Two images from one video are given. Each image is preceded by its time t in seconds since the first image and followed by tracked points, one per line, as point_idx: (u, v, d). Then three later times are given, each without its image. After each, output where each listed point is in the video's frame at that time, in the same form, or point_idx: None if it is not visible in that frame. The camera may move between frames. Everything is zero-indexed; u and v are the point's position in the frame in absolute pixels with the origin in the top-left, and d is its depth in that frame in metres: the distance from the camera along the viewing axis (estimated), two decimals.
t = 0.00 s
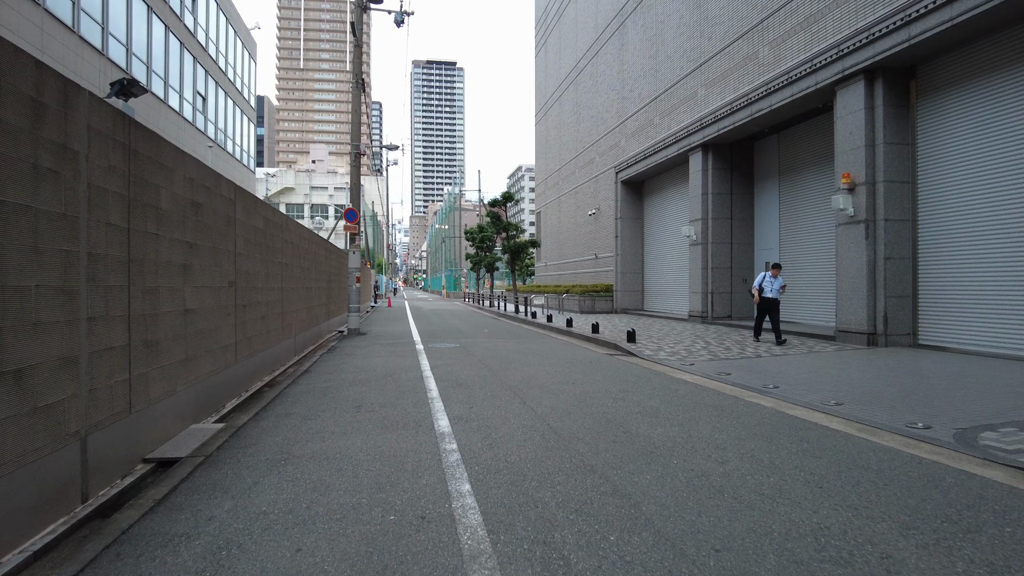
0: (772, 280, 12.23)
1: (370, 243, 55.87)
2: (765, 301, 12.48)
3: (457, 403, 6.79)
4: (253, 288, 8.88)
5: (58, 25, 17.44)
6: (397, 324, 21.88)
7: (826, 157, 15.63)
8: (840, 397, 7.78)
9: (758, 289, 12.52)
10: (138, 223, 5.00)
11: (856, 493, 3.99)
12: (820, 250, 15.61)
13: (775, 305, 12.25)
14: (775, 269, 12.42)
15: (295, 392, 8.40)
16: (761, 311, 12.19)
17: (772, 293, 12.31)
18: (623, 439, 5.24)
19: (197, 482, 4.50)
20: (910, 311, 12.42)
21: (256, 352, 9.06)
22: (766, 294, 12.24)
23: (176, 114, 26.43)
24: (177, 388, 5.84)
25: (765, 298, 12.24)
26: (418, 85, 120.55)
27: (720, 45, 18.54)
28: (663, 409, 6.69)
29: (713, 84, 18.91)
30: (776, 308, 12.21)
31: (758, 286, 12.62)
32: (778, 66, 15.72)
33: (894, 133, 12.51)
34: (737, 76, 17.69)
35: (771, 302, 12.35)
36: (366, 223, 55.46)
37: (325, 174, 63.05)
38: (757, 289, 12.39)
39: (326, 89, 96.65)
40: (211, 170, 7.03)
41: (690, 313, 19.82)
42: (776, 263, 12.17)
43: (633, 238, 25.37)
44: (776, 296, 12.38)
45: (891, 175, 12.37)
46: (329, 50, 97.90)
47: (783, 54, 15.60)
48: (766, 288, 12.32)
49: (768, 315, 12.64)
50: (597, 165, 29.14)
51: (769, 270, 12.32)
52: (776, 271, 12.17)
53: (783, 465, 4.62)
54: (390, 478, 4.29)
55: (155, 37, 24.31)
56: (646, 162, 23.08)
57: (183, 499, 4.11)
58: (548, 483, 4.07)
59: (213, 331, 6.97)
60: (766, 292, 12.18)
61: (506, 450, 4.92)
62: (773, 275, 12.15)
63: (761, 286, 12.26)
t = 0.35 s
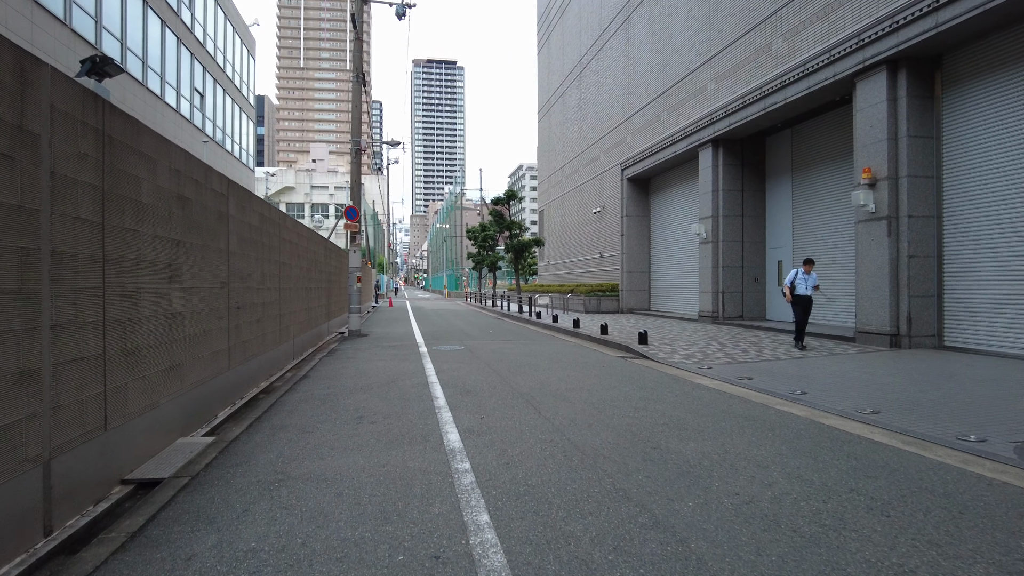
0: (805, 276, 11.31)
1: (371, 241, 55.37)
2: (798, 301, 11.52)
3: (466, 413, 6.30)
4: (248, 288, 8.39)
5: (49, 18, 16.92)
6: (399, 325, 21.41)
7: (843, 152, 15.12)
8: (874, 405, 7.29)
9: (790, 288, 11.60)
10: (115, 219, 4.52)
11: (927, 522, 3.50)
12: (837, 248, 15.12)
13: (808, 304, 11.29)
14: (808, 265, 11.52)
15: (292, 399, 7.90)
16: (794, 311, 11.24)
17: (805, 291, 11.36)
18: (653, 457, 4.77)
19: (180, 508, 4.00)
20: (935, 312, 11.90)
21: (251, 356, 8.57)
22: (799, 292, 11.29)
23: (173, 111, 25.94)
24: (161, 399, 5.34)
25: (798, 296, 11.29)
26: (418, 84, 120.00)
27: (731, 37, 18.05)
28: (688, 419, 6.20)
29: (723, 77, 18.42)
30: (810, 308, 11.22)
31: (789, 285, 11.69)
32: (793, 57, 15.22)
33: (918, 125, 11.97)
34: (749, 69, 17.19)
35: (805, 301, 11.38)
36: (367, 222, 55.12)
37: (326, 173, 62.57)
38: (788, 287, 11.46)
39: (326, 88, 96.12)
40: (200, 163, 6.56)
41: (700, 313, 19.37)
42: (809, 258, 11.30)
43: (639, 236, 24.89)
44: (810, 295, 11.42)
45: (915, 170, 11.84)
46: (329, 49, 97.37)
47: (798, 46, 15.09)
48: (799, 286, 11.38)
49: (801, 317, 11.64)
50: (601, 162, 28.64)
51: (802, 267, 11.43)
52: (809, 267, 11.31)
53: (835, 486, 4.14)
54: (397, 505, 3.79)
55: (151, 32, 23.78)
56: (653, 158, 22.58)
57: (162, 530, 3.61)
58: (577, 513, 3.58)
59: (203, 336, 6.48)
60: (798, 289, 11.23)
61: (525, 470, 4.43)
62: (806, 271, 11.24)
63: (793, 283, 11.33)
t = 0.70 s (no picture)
0: (843, 281, 10.63)
1: (372, 241, 54.86)
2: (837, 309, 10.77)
3: (479, 428, 5.79)
4: (242, 289, 7.90)
5: (41, 10, 16.35)
6: (401, 327, 20.89)
7: (863, 149, 14.61)
8: (916, 417, 6.78)
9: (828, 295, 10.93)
10: (88, 212, 4.00)
11: None
12: (857, 249, 14.61)
13: (848, 311, 10.60)
14: (846, 270, 10.84)
15: (289, 409, 7.38)
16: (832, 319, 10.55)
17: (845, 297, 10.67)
18: (691, 483, 4.26)
19: (156, 546, 3.47)
20: (963, 316, 11.37)
21: (246, 362, 8.07)
22: (837, 298, 10.61)
23: (171, 108, 25.47)
24: (144, 414, 4.83)
25: (837, 303, 10.60)
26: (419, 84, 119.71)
27: (744, 32, 17.53)
28: (721, 436, 5.69)
29: (735, 73, 17.91)
30: (850, 315, 10.52)
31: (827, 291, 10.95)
32: (810, 51, 14.69)
33: (946, 121, 11.44)
34: (763, 64, 16.68)
35: (844, 308, 10.69)
36: (368, 222, 54.63)
37: (327, 173, 62.11)
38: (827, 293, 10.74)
39: (327, 88, 95.69)
40: (190, 155, 6.07)
41: (711, 316, 18.88)
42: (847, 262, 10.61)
43: (646, 236, 24.38)
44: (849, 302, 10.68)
45: (943, 167, 11.31)
46: (331, 49, 96.93)
47: (815, 39, 14.57)
48: (837, 292, 10.70)
49: (841, 325, 10.93)
50: (607, 161, 28.14)
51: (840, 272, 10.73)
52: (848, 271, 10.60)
53: (906, 520, 3.63)
54: (405, 546, 3.27)
55: (148, 26, 23.18)
56: (661, 157, 22.07)
57: None
58: (618, 558, 3.08)
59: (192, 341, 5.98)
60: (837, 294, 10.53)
61: (550, 499, 3.92)
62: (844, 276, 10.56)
63: (831, 289, 10.65)
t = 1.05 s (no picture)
0: (886, 281, 9.71)
1: (372, 241, 54.30)
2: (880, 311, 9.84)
3: (484, 439, 5.27)
4: (230, 288, 7.39)
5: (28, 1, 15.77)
6: (401, 327, 20.36)
7: (879, 142, 14.11)
8: (958, 426, 6.27)
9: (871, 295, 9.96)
10: (39, 196, 3.47)
11: None
12: (875, 246, 14.11)
13: (891, 314, 9.69)
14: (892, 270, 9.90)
15: (279, 416, 6.85)
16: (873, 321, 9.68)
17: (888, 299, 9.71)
18: (730, 508, 3.75)
19: None
20: (990, 315, 10.85)
21: (234, 367, 7.55)
22: (879, 299, 9.71)
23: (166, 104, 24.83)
24: (114, 426, 4.31)
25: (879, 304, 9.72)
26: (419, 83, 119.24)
27: (754, 23, 17.02)
28: (751, 450, 5.17)
29: (745, 66, 17.39)
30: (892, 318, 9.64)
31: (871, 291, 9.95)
32: (824, 41, 14.17)
33: (972, 111, 10.90)
34: (773, 56, 16.16)
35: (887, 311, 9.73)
36: (368, 222, 54.10)
37: (326, 172, 61.59)
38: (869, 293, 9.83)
39: (327, 88, 95.20)
40: (169, 139, 5.56)
41: (720, 316, 18.38)
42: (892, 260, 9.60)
43: (651, 234, 23.86)
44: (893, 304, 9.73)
45: (969, 159, 10.78)
46: (330, 48, 96.42)
47: (830, 29, 14.06)
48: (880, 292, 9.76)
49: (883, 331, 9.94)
50: (610, 159, 27.62)
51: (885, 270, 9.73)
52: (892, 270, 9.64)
53: (989, 554, 3.11)
54: None
55: (141, 20, 22.60)
56: (667, 153, 21.56)
57: None
58: None
59: (171, 343, 5.45)
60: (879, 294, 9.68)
61: (573, 529, 3.39)
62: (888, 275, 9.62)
63: (872, 289, 9.78)
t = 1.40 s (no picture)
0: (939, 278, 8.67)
1: (372, 241, 53.72)
2: (932, 313, 8.75)
3: (498, 457, 4.77)
4: (220, 288, 6.90)
5: None
6: (402, 328, 19.84)
7: (899, 136, 13.61)
8: (1010, 438, 5.76)
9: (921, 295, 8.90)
10: None
11: None
12: (896, 244, 13.61)
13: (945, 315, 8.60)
14: (946, 266, 8.82)
15: (273, 427, 6.33)
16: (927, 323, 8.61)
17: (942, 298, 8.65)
18: (788, 545, 3.25)
19: None
20: (1021, 315, 10.35)
21: (225, 373, 7.05)
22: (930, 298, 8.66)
23: (162, 100, 24.19)
24: (82, 446, 3.81)
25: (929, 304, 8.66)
26: (419, 82, 118.70)
27: (766, 14, 16.50)
28: (795, 468, 4.67)
29: (757, 58, 16.86)
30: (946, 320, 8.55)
31: (920, 291, 8.90)
32: (843, 30, 13.64)
33: (1004, 102, 10.37)
34: (787, 48, 15.63)
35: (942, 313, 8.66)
36: (368, 221, 53.51)
37: (325, 171, 61.05)
38: (919, 292, 8.76)
39: (326, 87, 94.65)
40: (150, 125, 5.07)
41: (731, 316, 17.89)
42: (946, 253, 8.59)
43: (658, 232, 23.34)
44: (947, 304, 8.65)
45: (1000, 153, 10.27)
46: (330, 47, 95.74)
47: (847, 19, 13.55)
48: (933, 291, 8.70)
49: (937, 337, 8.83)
50: (615, 156, 27.10)
51: (937, 265, 8.71)
52: (946, 265, 8.61)
53: None
54: None
55: (135, 13, 21.94)
56: (675, 149, 21.06)
57: None
58: None
59: (152, 350, 4.96)
60: (932, 294, 8.60)
61: (612, 573, 2.89)
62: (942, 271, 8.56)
63: (922, 286, 8.74)
